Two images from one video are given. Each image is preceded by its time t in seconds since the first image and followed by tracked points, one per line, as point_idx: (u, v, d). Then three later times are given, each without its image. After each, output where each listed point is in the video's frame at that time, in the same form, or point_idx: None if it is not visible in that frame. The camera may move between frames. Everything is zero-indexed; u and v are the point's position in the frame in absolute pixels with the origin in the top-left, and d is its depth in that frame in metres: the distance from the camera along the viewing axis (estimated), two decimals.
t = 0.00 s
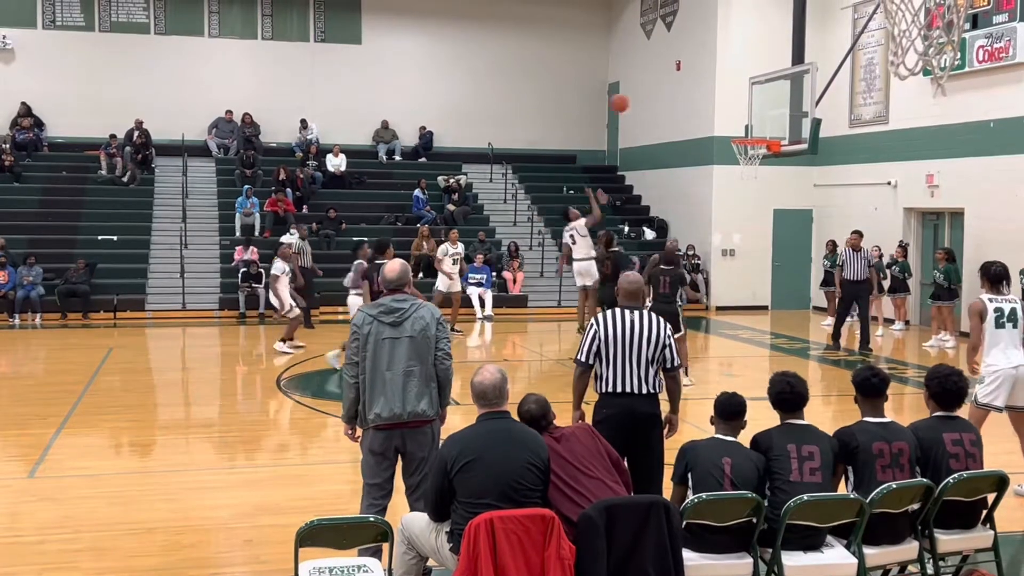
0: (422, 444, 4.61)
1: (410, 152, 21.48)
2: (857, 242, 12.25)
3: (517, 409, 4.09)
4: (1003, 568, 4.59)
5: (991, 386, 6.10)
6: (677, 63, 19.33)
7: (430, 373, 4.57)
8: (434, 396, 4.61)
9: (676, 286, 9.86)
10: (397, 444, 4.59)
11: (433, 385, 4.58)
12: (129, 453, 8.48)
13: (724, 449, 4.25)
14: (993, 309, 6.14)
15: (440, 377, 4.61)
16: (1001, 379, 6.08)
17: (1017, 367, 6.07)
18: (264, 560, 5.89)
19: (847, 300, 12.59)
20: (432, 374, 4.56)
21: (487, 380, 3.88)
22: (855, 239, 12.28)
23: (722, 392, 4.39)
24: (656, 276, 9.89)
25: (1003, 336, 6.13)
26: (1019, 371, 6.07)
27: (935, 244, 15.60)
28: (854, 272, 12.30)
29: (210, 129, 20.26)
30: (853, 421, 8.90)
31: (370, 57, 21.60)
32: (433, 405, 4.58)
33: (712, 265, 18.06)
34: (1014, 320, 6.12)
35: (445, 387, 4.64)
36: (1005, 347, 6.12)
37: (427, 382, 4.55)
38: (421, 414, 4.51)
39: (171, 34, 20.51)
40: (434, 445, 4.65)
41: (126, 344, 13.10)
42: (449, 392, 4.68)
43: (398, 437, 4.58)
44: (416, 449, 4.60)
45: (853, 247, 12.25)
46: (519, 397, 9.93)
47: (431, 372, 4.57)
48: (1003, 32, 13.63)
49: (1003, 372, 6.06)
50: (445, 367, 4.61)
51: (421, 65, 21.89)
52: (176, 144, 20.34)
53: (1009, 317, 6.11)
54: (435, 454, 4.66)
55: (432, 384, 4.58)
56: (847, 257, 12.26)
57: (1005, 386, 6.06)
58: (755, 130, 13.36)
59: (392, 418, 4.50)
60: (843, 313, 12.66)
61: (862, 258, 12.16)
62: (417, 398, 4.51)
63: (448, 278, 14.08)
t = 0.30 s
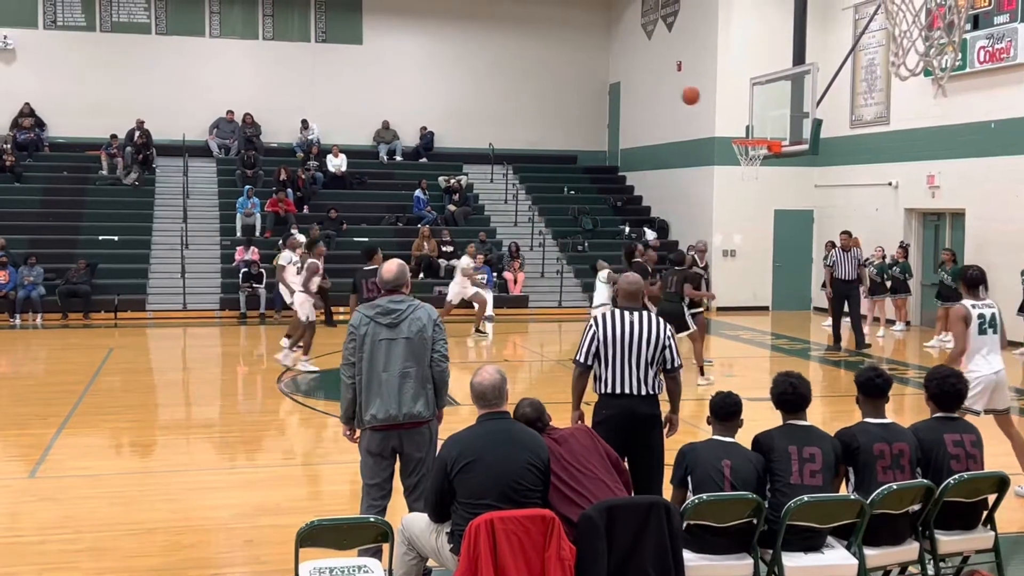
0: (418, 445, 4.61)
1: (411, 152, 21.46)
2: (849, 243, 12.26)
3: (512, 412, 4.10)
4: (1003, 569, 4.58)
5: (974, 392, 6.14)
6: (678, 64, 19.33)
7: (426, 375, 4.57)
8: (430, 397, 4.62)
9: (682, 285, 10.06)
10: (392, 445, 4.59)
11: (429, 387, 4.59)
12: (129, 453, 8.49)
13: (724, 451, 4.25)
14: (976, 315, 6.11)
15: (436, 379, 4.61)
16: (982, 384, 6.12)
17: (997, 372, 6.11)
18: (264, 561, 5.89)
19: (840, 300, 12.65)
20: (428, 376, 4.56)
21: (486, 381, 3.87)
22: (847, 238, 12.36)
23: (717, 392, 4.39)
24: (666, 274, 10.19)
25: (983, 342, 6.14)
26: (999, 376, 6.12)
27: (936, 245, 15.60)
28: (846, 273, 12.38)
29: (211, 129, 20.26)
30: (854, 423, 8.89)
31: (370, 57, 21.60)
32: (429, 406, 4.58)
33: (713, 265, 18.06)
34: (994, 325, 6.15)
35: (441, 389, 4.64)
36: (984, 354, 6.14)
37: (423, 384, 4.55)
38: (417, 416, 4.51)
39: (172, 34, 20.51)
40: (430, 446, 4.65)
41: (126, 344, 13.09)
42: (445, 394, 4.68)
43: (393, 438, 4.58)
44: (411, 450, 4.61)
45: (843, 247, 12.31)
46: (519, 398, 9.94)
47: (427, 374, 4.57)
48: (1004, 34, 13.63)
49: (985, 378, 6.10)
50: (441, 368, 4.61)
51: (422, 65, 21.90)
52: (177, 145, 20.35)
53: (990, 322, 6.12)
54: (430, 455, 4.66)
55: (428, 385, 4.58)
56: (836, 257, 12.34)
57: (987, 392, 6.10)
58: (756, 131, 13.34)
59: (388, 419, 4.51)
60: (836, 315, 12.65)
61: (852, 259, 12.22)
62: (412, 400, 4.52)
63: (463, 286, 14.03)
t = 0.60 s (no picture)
0: (418, 445, 4.61)
1: (415, 153, 21.46)
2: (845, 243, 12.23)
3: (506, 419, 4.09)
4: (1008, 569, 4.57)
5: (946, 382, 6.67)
6: (681, 64, 19.33)
7: (427, 375, 4.57)
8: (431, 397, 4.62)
9: (716, 279, 10.01)
10: (393, 445, 4.58)
11: (430, 387, 4.59)
12: (133, 453, 8.50)
13: (727, 452, 4.25)
14: (942, 311, 6.59)
15: (437, 379, 4.61)
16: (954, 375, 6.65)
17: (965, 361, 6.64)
18: (268, 561, 5.89)
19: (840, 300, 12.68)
20: (429, 376, 4.57)
21: (490, 380, 3.89)
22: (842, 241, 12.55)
23: (719, 392, 4.38)
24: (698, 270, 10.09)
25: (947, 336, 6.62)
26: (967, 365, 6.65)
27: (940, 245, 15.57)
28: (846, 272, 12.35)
29: (215, 130, 20.29)
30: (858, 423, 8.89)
31: (373, 57, 21.60)
32: (430, 407, 4.58)
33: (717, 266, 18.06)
34: (956, 318, 6.65)
35: (442, 390, 4.64)
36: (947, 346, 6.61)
37: (424, 384, 4.55)
38: (418, 416, 4.52)
39: (176, 34, 20.54)
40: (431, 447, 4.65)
41: (131, 344, 13.10)
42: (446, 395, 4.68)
43: (394, 438, 4.58)
44: (412, 450, 4.60)
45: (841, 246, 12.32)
46: (523, 398, 9.95)
47: (428, 374, 4.57)
48: (1009, 33, 13.60)
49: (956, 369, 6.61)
50: (442, 369, 4.62)
51: (425, 65, 21.89)
52: (180, 145, 20.38)
53: (953, 317, 6.62)
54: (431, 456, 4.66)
55: (429, 386, 4.58)
56: (834, 256, 12.31)
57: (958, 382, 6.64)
58: (759, 131, 13.31)
59: (389, 419, 4.51)
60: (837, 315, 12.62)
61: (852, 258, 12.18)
62: (413, 400, 4.52)
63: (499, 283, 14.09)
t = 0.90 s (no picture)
0: (426, 446, 4.60)
1: (421, 154, 21.48)
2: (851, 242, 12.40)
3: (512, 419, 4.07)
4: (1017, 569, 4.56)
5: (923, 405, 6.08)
6: (688, 64, 19.33)
7: (435, 376, 4.56)
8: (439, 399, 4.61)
9: (744, 284, 9.90)
10: (400, 446, 4.58)
11: (437, 389, 4.58)
12: (141, 454, 8.53)
13: (734, 453, 4.25)
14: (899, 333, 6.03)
15: (444, 380, 4.61)
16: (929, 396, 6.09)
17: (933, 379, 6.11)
18: (277, 561, 5.90)
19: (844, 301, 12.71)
20: (436, 377, 4.55)
21: (496, 380, 3.87)
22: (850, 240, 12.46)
23: (722, 393, 4.38)
24: (726, 276, 10.00)
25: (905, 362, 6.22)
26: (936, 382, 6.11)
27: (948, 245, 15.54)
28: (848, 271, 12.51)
29: (222, 131, 20.32)
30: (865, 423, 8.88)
31: (379, 58, 21.62)
32: (437, 408, 4.58)
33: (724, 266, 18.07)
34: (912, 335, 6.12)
35: (450, 391, 4.63)
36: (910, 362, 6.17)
37: (431, 386, 4.54)
38: (425, 417, 4.50)
39: (183, 36, 20.58)
40: (438, 448, 4.64)
41: (140, 345, 13.12)
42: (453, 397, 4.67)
43: (401, 439, 4.57)
44: (420, 452, 4.59)
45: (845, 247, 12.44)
46: (531, 399, 9.96)
47: (435, 375, 4.56)
48: (1017, 32, 13.58)
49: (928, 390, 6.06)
50: (450, 370, 4.62)
51: (432, 66, 21.91)
52: (188, 146, 20.42)
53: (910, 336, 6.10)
54: (439, 457, 4.65)
55: (437, 387, 4.57)
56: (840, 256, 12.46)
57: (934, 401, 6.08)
58: (766, 131, 13.29)
59: (396, 420, 4.50)
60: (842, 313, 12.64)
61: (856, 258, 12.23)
62: (420, 401, 4.51)
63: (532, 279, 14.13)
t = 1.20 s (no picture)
0: (431, 447, 4.61)
1: (427, 154, 21.49)
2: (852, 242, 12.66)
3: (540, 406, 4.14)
4: None
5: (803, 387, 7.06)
6: (694, 63, 19.32)
7: (440, 377, 4.58)
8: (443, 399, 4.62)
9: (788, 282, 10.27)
10: (405, 447, 4.58)
11: (442, 390, 4.59)
12: (149, 454, 8.55)
13: (738, 453, 4.24)
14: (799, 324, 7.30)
15: (449, 381, 4.63)
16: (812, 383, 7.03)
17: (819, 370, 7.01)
18: (283, 561, 5.91)
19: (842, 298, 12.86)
20: (441, 378, 4.57)
21: (503, 377, 3.89)
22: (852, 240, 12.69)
23: (716, 392, 4.41)
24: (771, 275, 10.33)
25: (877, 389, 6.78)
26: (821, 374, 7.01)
27: (955, 244, 15.52)
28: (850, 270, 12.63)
29: (229, 132, 20.35)
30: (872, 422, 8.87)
31: (385, 59, 21.64)
32: (443, 408, 4.60)
33: (731, 265, 18.06)
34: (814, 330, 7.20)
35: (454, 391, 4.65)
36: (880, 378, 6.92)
37: (436, 387, 4.56)
38: (430, 418, 4.52)
39: (189, 37, 20.61)
40: (442, 448, 4.66)
41: (147, 346, 13.14)
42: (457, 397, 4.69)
43: (406, 440, 4.58)
44: (425, 452, 4.60)
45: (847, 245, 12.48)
46: (538, 399, 9.96)
47: (440, 376, 4.58)
48: None
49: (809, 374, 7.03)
50: (454, 370, 4.63)
51: (438, 67, 21.93)
52: (194, 147, 20.45)
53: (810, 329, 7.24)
54: (444, 457, 4.67)
55: (441, 388, 4.59)
56: (840, 253, 12.49)
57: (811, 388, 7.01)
58: (772, 130, 13.26)
59: (402, 421, 4.51)
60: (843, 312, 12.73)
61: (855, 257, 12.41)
62: (426, 402, 4.52)
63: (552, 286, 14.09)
